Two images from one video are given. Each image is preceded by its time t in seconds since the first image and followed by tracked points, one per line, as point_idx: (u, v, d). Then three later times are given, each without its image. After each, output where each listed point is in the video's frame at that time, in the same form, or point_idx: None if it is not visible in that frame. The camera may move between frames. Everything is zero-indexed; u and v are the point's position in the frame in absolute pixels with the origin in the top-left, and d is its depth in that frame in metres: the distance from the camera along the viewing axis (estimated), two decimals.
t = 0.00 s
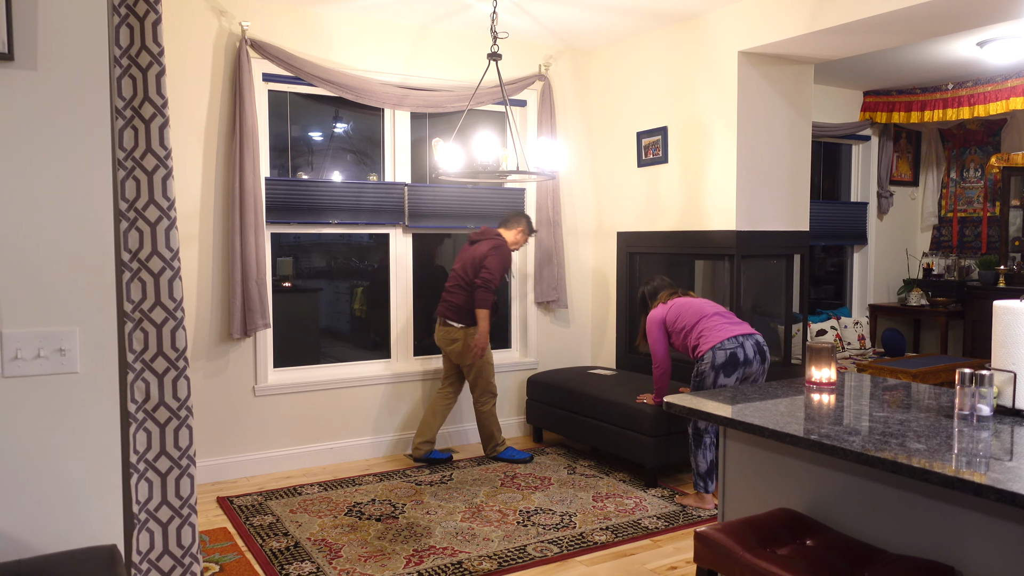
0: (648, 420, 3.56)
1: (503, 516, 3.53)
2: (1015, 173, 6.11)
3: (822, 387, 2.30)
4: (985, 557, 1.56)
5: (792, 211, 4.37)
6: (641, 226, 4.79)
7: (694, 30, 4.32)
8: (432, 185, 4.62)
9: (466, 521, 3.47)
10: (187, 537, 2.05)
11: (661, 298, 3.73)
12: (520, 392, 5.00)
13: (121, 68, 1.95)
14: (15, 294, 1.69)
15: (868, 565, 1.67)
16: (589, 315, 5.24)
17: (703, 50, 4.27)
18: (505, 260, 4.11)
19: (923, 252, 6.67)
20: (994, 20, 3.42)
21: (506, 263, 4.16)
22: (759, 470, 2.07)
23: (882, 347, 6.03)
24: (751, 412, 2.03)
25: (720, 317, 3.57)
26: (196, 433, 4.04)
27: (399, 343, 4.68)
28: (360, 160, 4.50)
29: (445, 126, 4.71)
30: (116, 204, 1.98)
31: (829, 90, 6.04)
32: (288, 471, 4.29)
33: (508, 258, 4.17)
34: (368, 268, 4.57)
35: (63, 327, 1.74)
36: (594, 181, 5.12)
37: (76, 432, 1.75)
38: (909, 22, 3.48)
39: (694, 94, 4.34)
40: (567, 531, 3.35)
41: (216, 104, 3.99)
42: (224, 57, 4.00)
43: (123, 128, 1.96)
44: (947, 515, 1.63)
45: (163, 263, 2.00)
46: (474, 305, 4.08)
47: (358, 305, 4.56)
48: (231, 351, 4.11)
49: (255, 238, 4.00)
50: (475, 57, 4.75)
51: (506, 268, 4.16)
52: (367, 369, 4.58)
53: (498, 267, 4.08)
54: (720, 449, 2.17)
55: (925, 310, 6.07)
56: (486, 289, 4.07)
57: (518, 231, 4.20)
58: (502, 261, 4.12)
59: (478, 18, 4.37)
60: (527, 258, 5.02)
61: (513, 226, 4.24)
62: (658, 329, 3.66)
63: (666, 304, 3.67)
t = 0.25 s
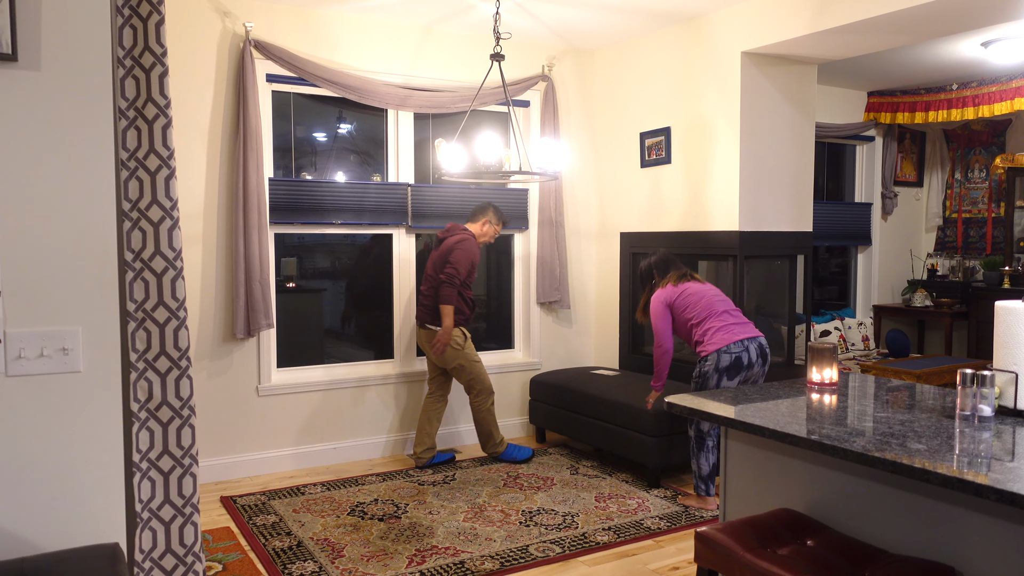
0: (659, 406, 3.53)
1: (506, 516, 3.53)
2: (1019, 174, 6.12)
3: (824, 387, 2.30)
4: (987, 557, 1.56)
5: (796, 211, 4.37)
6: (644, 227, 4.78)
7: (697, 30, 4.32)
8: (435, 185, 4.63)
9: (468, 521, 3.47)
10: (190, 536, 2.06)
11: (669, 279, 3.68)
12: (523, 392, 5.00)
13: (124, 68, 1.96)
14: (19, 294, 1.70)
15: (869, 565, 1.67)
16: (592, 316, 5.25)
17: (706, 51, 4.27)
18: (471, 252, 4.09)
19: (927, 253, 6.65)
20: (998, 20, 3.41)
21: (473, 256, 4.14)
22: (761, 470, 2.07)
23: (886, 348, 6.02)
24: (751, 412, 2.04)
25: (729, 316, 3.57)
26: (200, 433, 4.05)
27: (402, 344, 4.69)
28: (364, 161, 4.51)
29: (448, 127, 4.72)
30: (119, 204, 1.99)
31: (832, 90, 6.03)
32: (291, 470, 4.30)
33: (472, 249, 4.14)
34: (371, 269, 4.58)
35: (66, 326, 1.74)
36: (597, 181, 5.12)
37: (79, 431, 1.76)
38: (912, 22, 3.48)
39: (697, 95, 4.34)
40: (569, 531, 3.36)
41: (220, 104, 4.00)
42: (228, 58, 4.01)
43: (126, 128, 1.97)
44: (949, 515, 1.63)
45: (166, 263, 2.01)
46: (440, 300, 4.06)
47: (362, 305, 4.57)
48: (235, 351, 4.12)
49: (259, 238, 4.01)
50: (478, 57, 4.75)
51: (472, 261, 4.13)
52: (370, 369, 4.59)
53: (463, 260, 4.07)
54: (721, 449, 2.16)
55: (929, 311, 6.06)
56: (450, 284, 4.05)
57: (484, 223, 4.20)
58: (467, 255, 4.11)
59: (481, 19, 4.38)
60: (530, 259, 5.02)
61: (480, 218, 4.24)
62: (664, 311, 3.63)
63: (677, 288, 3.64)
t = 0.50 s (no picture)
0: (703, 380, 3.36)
1: (511, 516, 3.54)
2: None
3: (828, 387, 2.29)
4: (992, 558, 1.55)
5: (802, 211, 4.36)
6: (650, 227, 4.78)
7: (702, 30, 4.31)
8: (441, 186, 4.64)
9: (473, 520, 3.48)
10: (196, 534, 2.08)
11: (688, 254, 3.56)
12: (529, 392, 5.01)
13: (131, 70, 1.98)
14: (26, 294, 1.72)
15: (871, 565, 1.67)
16: (598, 316, 5.25)
17: (712, 50, 4.26)
18: (449, 244, 3.96)
19: (935, 253, 6.63)
20: (1006, 19, 3.40)
21: (453, 248, 4.01)
22: (765, 470, 2.07)
23: (894, 348, 6.00)
24: (755, 412, 2.03)
25: (741, 313, 3.54)
26: (207, 432, 4.07)
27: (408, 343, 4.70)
28: (370, 161, 4.53)
29: (453, 127, 4.73)
30: (126, 205, 2.01)
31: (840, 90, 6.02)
32: (298, 469, 4.32)
33: (451, 238, 4.00)
34: (378, 269, 4.59)
35: (73, 326, 1.76)
36: (603, 181, 5.12)
37: (86, 429, 1.78)
38: (918, 21, 3.47)
39: (703, 95, 4.33)
40: (574, 531, 3.36)
41: (228, 105, 4.03)
42: (235, 59, 4.03)
43: (132, 129, 1.99)
44: (953, 516, 1.62)
45: (172, 263, 2.02)
46: (421, 297, 3.95)
47: (368, 305, 4.59)
48: (242, 351, 4.14)
49: (265, 238, 4.03)
50: (484, 57, 4.77)
51: (451, 252, 4.00)
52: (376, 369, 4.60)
53: (442, 253, 3.93)
54: (725, 449, 2.16)
55: (937, 311, 6.03)
56: (431, 279, 3.91)
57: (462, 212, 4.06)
58: (446, 247, 3.97)
59: (487, 19, 4.39)
60: (536, 259, 5.02)
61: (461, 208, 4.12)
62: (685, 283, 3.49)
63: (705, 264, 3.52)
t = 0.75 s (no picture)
0: (777, 361, 3.30)
1: (518, 516, 3.55)
2: None
3: (833, 389, 2.29)
4: (997, 560, 1.55)
5: (810, 212, 4.35)
6: (657, 227, 4.78)
7: (710, 30, 4.31)
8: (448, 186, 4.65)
9: (480, 520, 3.49)
10: (204, 533, 2.11)
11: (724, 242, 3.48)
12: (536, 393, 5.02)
13: (139, 73, 2.00)
14: (37, 295, 1.74)
15: (875, 566, 1.67)
16: (606, 316, 5.25)
17: (719, 51, 4.25)
18: (432, 246, 3.81)
19: (945, 253, 6.59)
20: (1014, 19, 3.38)
21: (438, 249, 3.86)
22: (770, 471, 2.07)
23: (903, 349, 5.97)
24: (760, 413, 2.03)
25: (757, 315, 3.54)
26: (215, 432, 4.10)
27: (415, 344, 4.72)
28: (378, 162, 4.55)
29: (461, 128, 4.74)
30: (135, 207, 2.03)
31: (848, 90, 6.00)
32: (306, 469, 4.34)
33: (434, 238, 3.86)
34: (385, 269, 4.61)
35: (83, 327, 1.78)
36: (611, 182, 5.12)
37: (95, 429, 1.80)
38: (927, 21, 3.46)
39: (710, 95, 4.33)
40: (581, 531, 3.37)
41: (236, 107, 4.05)
42: (243, 62, 4.06)
43: (141, 132, 2.01)
44: (957, 516, 1.62)
45: (180, 264, 2.05)
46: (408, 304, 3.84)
47: (375, 306, 4.61)
48: (250, 351, 4.17)
49: (274, 239, 4.06)
50: (491, 59, 4.78)
51: (437, 254, 3.85)
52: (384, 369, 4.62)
53: (425, 257, 3.80)
54: (730, 450, 2.16)
55: (947, 312, 6.00)
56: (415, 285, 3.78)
57: (448, 209, 3.90)
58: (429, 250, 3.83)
59: (494, 21, 4.40)
60: (544, 260, 5.03)
61: (448, 206, 3.96)
62: (732, 269, 3.38)
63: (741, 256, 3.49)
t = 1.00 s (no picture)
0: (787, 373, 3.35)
1: (525, 516, 3.56)
2: None
3: (839, 389, 2.28)
4: (1000, 561, 1.55)
5: (818, 212, 4.34)
6: (665, 227, 4.78)
7: (717, 30, 4.30)
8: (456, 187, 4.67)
9: (487, 520, 3.51)
10: (212, 530, 2.14)
11: (749, 241, 3.42)
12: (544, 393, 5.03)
13: (149, 76, 2.03)
14: (48, 295, 1.77)
15: (878, 566, 1.67)
16: (613, 316, 5.25)
17: (727, 51, 4.24)
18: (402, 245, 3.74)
19: (956, 253, 6.55)
20: None
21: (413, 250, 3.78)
22: (776, 471, 2.07)
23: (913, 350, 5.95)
24: (765, 414, 2.04)
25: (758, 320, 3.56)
26: (225, 431, 4.13)
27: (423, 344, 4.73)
28: (386, 163, 4.57)
29: (469, 129, 4.76)
30: (144, 208, 2.07)
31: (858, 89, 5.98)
32: (315, 468, 4.37)
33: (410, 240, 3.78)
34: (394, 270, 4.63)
35: (93, 327, 1.81)
36: (619, 183, 5.13)
37: (104, 428, 1.83)
38: (936, 21, 3.44)
39: (718, 96, 4.32)
40: (587, 531, 3.37)
41: (246, 108, 4.08)
42: (253, 63, 4.09)
43: (151, 134, 2.04)
44: (960, 517, 1.62)
45: (189, 265, 2.07)
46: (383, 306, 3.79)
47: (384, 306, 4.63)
48: (259, 351, 4.20)
49: (283, 240, 4.08)
50: (498, 61, 4.79)
51: (412, 253, 3.75)
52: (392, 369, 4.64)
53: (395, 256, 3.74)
54: (735, 450, 2.16)
55: (958, 313, 5.97)
56: (386, 284, 3.72)
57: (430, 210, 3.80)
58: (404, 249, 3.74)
59: (502, 22, 4.42)
60: (551, 260, 5.03)
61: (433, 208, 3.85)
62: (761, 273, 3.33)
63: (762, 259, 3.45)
